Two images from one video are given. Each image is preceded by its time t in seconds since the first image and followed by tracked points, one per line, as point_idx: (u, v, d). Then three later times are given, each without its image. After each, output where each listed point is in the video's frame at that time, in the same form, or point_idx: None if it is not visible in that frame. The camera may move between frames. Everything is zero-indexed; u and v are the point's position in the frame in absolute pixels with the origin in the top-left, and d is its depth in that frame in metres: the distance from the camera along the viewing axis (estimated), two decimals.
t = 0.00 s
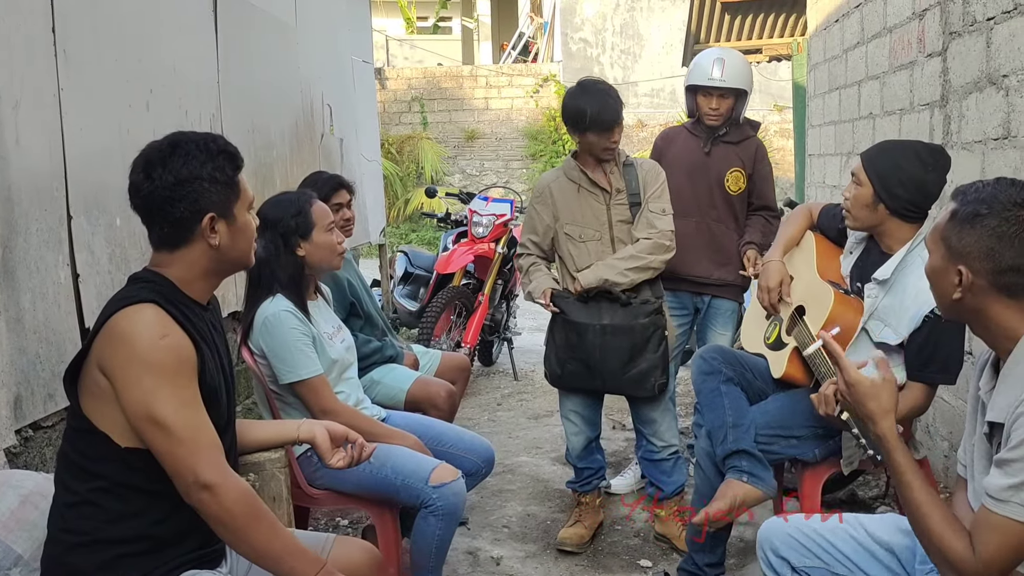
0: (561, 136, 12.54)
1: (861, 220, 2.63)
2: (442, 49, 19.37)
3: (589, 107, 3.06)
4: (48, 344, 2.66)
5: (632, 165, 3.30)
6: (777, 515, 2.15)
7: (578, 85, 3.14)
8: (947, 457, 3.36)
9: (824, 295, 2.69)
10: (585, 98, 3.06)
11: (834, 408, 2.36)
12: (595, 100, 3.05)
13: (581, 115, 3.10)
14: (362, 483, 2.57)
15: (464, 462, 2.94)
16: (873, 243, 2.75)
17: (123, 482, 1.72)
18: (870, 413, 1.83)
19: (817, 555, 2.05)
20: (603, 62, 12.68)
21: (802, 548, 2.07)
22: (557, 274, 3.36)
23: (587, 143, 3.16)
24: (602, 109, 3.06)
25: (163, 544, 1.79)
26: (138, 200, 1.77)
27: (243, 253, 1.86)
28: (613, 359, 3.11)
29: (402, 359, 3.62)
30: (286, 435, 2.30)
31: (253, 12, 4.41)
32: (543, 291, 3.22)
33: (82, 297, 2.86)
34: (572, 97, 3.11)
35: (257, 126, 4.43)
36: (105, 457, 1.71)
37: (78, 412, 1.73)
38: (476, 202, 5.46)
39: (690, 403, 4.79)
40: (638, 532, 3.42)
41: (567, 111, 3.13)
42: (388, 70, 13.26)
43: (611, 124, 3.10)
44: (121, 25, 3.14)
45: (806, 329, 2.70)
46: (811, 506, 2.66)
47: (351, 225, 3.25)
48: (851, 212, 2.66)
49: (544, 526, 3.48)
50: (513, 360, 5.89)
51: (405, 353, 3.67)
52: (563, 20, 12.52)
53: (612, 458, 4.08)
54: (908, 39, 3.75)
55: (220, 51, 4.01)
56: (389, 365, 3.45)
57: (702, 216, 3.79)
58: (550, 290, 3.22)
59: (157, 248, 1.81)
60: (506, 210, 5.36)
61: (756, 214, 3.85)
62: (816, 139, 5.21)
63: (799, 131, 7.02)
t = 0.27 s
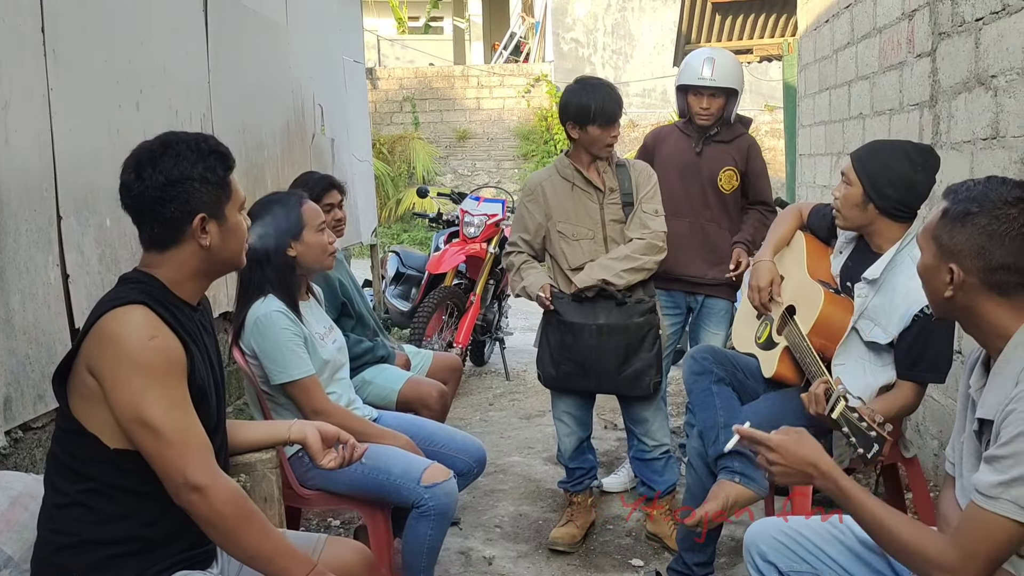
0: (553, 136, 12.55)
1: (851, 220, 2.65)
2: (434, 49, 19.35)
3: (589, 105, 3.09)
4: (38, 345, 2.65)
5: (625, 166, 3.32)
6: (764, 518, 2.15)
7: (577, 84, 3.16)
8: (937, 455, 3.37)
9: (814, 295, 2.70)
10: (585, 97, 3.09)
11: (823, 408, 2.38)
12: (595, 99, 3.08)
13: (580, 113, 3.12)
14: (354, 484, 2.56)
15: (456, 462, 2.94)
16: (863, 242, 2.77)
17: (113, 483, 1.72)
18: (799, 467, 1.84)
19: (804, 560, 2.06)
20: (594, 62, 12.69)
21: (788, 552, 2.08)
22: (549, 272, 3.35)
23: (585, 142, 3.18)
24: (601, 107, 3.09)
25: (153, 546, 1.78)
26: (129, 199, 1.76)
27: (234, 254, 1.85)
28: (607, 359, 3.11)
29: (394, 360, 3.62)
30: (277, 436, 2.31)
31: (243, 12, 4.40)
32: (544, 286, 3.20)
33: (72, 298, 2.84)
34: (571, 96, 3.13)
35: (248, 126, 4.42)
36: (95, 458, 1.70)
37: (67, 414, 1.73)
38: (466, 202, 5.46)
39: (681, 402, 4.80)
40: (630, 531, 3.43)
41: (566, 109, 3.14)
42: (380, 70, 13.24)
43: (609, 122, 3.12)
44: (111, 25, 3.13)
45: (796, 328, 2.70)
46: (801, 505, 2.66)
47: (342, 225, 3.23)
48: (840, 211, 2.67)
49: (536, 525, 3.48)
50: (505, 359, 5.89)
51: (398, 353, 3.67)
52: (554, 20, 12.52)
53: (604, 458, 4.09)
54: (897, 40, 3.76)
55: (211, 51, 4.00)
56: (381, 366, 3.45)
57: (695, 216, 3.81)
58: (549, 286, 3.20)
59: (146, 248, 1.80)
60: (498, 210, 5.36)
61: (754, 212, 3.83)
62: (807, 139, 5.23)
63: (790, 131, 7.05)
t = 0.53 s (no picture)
0: (543, 136, 12.56)
1: (839, 219, 2.66)
2: (424, 49, 19.34)
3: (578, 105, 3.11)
4: (28, 346, 2.64)
5: (616, 165, 3.33)
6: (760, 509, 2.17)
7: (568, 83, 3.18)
8: (925, 453, 3.40)
9: (803, 294, 2.71)
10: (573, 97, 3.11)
11: (813, 407, 2.41)
12: (585, 98, 3.10)
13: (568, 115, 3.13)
14: (345, 485, 2.56)
15: (447, 462, 2.95)
16: (852, 243, 2.79)
17: (103, 485, 1.71)
18: None
19: (795, 548, 2.08)
20: (585, 62, 12.69)
21: (781, 541, 2.10)
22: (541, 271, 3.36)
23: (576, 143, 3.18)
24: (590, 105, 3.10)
25: (144, 548, 1.78)
26: (119, 200, 1.76)
27: (225, 255, 1.85)
28: (599, 358, 3.11)
29: (385, 360, 3.62)
30: (268, 437, 2.30)
31: (233, 12, 4.39)
32: (538, 286, 3.20)
33: (61, 299, 2.83)
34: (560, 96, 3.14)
35: (238, 126, 4.41)
36: (85, 460, 1.70)
37: (57, 415, 1.72)
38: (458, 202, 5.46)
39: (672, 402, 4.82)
40: (621, 530, 3.44)
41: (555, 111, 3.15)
42: (370, 70, 13.22)
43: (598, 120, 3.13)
44: (100, 26, 3.12)
45: (786, 328, 2.72)
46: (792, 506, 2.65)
47: (333, 226, 3.25)
48: (830, 211, 2.68)
49: (528, 525, 3.49)
50: (496, 359, 5.89)
51: (389, 354, 3.67)
52: (545, 20, 12.53)
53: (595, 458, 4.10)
54: (886, 41, 3.79)
55: (201, 51, 3.99)
56: (372, 366, 3.45)
57: (684, 215, 3.82)
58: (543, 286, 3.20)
59: (137, 249, 1.80)
60: (489, 211, 5.36)
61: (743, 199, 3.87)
62: (796, 139, 5.25)
63: (779, 131, 7.07)
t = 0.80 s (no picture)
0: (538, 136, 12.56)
1: (833, 219, 2.67)
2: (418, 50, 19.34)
3: (565, 127, 3.09)
4: (22, 347, 2.63)
5: (614, 165, 3.31)
6: (757, 509, 2.17)
7: (556, 100, 3.16)
8: (919, 452, 3.41)
9: (800, 293, 2.72)
10: (561, 115, 3.09)
11: (809, 405, 2.41)
12: (573, 117, 3.09)
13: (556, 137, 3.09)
14: (341, 485, 2.56)
15: (443, 462, 2.95)
16: (846, 242, 2.80)
17: (99, 485, 1.71)
18: None
19: (791, 548, 2.08)
20: (579, 62, 12.69)
21: (777, 540, 2.10)
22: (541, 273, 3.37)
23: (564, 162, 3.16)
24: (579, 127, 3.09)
25: (140, 548, 1.78)
26: (114, 201, 1.75)
27: (219, 255, 1.85)
28: (593, 353, 3.11)
29: (380, 361, 3.62)
30: (264, 437, 2.30)
31: (227, 12, 4.37)
32: (534, 285, 3.22)
33: (56, 300, 2.82)
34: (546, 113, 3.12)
35: (232, 127, 4.40)
36: (81, 460, 1.69)
37: (52, 416, 1.72)
38: (452, 202, 5.47)
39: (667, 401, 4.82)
40: (616, 530, 3.44)
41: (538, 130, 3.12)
42: (364, 70, 13.22)
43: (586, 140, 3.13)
44: (94, 26, 3.11)
45: (781, 328, 2.73)
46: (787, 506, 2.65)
47: (328, 227, 3.24)
48: (823, 211, 2.69)
49: (523, 525, 3.49)
50: (492, 359, 5.89)
51: (384, 354, 3.66)
52: (539, 20, 12.54)
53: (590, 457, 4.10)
54: (879, 40, 3.80)
55: (195, 51, 3.98)
56: (368, 366, 3.44)
57: (672, 212, 3.81)
58: (539, 284, 3.23)
59: (132, 250, 1.80)
60: (483, 211, 5.36)
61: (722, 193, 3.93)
62: (790, 139, 5.26)
63: (773, 130, 7.09)
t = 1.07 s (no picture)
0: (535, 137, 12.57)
1: (830, 219, 2.67)
2: (416, 50, 19.35)
3: (557, 105, 3.13)
4: (20, 348, 2.63)
5: (611, 165, 3.30)
6: (754, 509, 2.19)
7: (544, 85, 3.20)
8: (916, 451, 3.42)
9: (797, 295, 2.72)
10: (552, 97, 3.12)
11: (806, 404, 2.41)
12: (565, 97, 3.13)
13: (551, 114, 3.13)
14: (339, 485, 2.56)
15: (441, 462, 2.95)
16: (843, 243, 2.81)
17: (98, 486, 1.71)
18: None
19: (787, 546, 2.09)
20: (577, 62, 12.68)
21: (772, 540, 2.11)
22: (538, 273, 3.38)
23: (559, 145, 3.19)
24: (571, 105, 3.14)
25: (138, 548, 1.78)
26: (112, 202, 1.76)
27: (218, 256, 1.85)
28: (587, 358, 3.12)
29: (378, 361, 3.62)
30: (262, 437, 2.30)
31: (224, 12, 4.37)
32: (528, 290, 3.25)
33: (54, 301, 2.82)
34: (536, 97, 3.15)
35: (230, 127, 4.40)
36: (80, 460, 1.69)
37: (51, 418, 1.72)
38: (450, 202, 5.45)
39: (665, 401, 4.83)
40: (614, 529, 3.45)
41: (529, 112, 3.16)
42: (362, 71, 13.22)
43: (579, 115, 3.18)
44: (91, 26, 3.11)
45: (779, 327, 2.73)
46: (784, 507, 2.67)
47: (326, 227, 3.25)
48: (820, 211, 2.69)
49: (522, 525, 3.50)
50: (490, 360, 5.90)
51: (381, 355, 3.67)
52: (537, 20, 12.54)
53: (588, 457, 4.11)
54: (876, 41, 3.81)
55: (193, 52, 3.98)
56: (366, 366, 3.45)
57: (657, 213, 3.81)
58: (533, 290, 3.25)
59: (131, 251, 1.80)
60: (481, 211, 5.37)
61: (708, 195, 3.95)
62: (787, 139, 5.27)
63: (771, 131, 7.09)
